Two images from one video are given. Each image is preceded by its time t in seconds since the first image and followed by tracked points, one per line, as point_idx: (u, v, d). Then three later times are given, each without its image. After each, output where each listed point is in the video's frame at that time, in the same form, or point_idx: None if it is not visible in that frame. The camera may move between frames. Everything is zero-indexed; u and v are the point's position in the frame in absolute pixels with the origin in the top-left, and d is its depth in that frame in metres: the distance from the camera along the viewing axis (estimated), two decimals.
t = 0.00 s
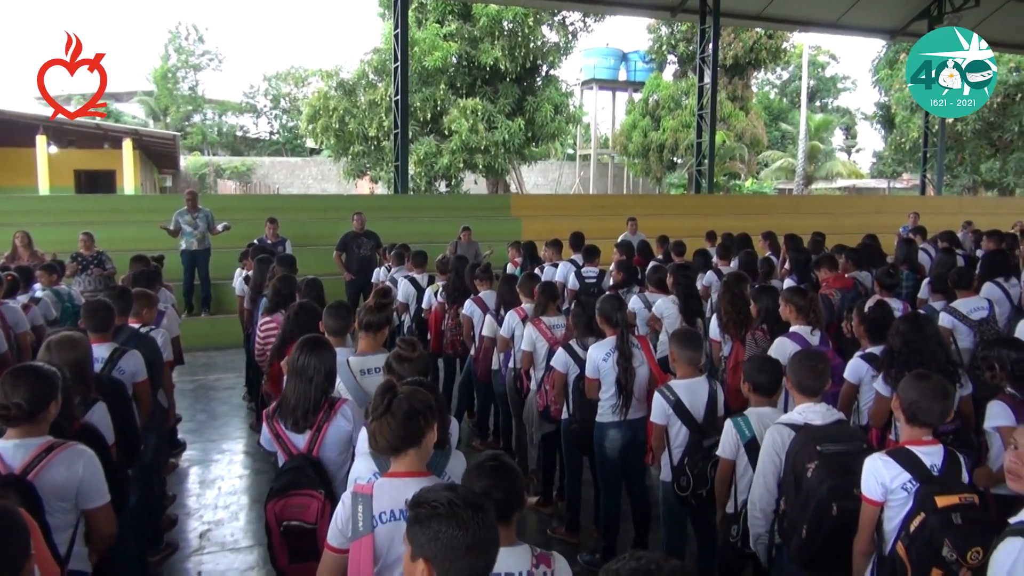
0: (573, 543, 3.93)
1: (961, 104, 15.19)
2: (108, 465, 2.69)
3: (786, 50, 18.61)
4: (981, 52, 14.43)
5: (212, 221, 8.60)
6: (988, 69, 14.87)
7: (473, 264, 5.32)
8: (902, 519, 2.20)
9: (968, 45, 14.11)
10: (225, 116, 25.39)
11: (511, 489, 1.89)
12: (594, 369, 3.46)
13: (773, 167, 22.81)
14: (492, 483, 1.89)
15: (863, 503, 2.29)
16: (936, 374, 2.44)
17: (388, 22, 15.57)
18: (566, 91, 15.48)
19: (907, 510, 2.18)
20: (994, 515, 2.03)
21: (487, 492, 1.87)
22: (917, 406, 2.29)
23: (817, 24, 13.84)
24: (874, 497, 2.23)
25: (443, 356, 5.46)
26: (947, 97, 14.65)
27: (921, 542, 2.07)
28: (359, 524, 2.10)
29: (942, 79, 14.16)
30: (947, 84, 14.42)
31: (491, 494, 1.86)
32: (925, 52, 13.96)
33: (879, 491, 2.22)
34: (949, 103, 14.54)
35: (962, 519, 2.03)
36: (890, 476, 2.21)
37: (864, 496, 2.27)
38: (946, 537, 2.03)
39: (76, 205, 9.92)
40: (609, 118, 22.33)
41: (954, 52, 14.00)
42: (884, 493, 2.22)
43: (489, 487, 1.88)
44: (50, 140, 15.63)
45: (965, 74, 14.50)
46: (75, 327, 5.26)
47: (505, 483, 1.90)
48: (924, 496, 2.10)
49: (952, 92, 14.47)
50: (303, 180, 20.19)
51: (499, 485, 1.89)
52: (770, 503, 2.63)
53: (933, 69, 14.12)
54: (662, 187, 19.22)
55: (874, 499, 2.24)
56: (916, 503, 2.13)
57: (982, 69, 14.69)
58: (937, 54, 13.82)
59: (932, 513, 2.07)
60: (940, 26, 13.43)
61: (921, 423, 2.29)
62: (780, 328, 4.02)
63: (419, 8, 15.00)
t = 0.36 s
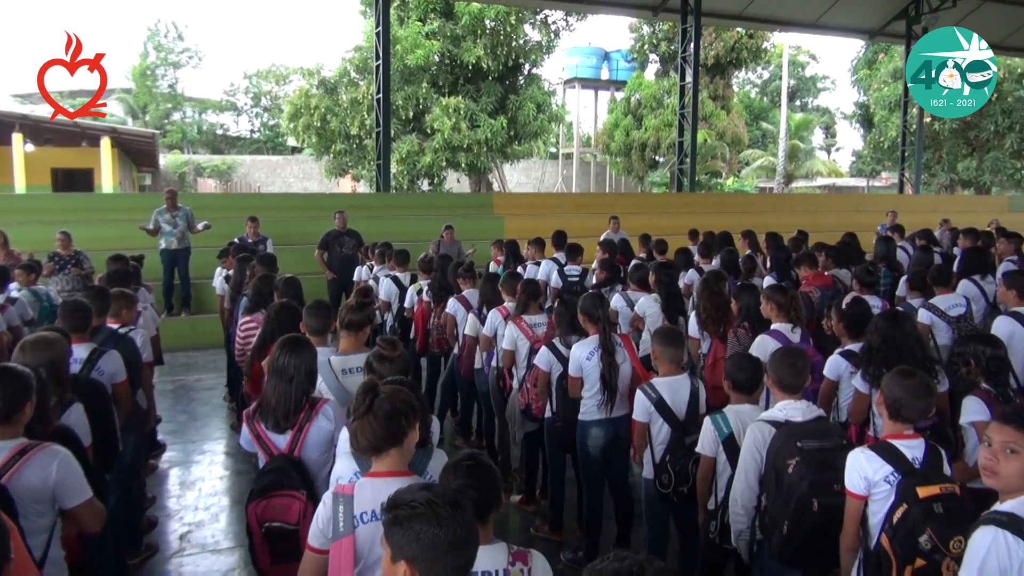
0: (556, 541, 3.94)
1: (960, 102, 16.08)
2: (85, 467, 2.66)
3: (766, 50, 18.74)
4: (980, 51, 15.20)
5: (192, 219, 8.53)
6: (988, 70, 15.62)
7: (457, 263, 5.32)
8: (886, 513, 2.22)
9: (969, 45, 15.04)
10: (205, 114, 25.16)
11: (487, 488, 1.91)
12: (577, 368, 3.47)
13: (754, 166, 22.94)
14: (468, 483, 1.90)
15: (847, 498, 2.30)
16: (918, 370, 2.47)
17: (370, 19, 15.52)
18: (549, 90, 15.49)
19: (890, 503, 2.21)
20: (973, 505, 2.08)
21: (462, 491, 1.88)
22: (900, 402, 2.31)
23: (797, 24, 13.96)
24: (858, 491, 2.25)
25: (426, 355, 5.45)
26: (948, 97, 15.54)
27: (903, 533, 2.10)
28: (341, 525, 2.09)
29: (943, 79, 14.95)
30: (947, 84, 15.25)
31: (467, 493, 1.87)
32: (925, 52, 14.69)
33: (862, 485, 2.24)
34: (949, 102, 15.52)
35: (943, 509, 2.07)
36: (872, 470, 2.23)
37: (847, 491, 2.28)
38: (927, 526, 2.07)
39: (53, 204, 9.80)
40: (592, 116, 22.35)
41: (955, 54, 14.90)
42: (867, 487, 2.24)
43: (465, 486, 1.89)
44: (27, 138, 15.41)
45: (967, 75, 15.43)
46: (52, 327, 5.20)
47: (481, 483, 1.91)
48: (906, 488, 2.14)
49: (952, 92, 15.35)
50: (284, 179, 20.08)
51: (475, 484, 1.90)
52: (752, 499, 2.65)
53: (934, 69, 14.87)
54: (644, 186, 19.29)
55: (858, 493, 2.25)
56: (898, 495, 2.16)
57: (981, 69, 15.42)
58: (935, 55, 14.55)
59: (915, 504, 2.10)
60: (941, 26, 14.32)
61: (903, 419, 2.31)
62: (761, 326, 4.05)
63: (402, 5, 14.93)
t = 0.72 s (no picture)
0: (540, 539, 3.94)
1: (961, 102, 16.79)
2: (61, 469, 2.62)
3: (747, 49, 18.87)
4: (980, 52, 15.75)
5: (171, 218, 8.45)
6: (989, 70, 16.17)
7: (439, 261, 5.31)
8: (870, 507, 2.24)
9: (970, 46, 15.69)
10: (185, 112, 24.97)
11: (467, 488, 1.91)
12: (560, 366, 3.47)
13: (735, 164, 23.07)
14: (447, 482, 1.90)
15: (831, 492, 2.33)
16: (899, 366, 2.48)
17: (351, 17, 15.45)
18: (531, 88, 15.49)
19: (874, 498, 2.23)
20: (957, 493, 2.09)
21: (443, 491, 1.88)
22: (883, 398, 2.33)
23: (778, 23, 14.06)
24: (842, 485, 2.28)
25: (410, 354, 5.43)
26: (947, 97, 16.58)
27: (888, 524, 2.12)
28: (321, 525, 2.08)
29: (942, 80, 15.99)
30: (947, 84, 16.31)
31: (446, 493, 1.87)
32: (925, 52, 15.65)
33: (847, 479, 2.27)
34: (949, 100, 16.51)
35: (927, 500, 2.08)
36: (857, 464, 2.26)
37: (832, 485, 2.31)
38: (913, 517, 2.08)
39: (29, 204, 9.68)
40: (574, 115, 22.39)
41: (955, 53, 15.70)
42: (851, 481, 2.27)
43: (445, 486, 1.89)
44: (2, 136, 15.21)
45: (967, 75, 16.14)
46: (27, 327, 5.13)
47: (461, 482, 1.91)
48: (889, 480, 2.17)
49: (953, 92, 16.44)
50: (266, 177, 19.97)
51: (455, 484, 1.90)
52: (735, 494, 2.66)
53: (934, 68, 15.84)
54: (626, 183, 19.36)
55: (842, 487, 2.28)
56: (882, 488, 2.18)
57: (982, 69, 16.03)
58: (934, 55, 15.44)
59: (899, 495, 2.12)
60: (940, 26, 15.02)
61: (885, 414, 2.33)
62: (742, 322, 4.08)
63: (383, 3, 14.86)
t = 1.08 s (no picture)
0: (522, 536, 3.95)
1: (961, 102, 16.97)
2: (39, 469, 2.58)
3: (728, 48, 18.97)
4: (980, 52, 16.27)
5: (150, 216, 8.36)
6: (988, 70, 16.72)
7: (422, 259, 5.30)
8: (851, 500, 2.26)
9: (971, 45, 16.06)
10: (164, 109, 24.72)
11: (449, 487, 1.90)
12: (541, 363, 3.48)
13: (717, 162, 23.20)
14: (430, 482, 1.90)
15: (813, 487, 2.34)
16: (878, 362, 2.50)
17: (333, 14, 15.37)
18: (514, 86, 15.49)
19: (855, 491, 2.25)
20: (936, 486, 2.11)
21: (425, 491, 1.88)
22: (863, 394, 2.34)
23: (759, 22, 14.13)
24: (823, 480, 2.29)
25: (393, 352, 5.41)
26: (948, 97, 16.66)
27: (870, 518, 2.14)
28: (302, 524, 2.06)
29: (942, 80, 16.02)
30: (947, 84, 16.34)
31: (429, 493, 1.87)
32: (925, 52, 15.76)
33: (827, 474, 2.28)
34: (948, 103, 16.67)
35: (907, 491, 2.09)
36: (837, 458, 2.27)
37: (813, 480, 2.32)
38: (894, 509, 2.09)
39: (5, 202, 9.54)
40: (557, 113, 22.40)
41: (959, 54, 15.95)
42: (832, 476, 2.28)
43: (428, 486, 1.89)
44: None
45: (969, 76, 16.49)
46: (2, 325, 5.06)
47: (443, 482, 1.90)
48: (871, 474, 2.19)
49: (953, 92, 16.46)
50: (247, 175, 19.85)
51: (437, 484, 1.90)
52: (719, 490, 2.67)
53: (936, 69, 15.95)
54: (609, 182, 19.43)
55: (823, 482, 2.29)
56: (863, 482, 2.20)
57: (981, 69, 16.54)
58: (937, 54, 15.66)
59: (881, 489, 2.15)
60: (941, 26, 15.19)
61: (864, 410, 2.34)
62: (723, 320, 4.11)
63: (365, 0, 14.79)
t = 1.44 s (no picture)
0: (505, 535, 3.95)
1: (960, 103, 17.19)
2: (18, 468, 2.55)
3: (710, 47, 19.06)
4: (980, 52, 16.61)
5: (129, 214, 8.27)
6: (989, 70, 16.94)
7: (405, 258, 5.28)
8: (825, 496, 2.29)
9: (971, 45, 16.33)
10: (144, 106, 24.43)
11: (433, 486, 1.90)
12: (523, 361, 3.48)
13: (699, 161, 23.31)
14: (414, 481, 1.89)
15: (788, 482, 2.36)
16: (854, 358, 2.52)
17: (314, 11, 15.27)
18: (496, 84, 15.47)
19: (829, 487, 2.28)
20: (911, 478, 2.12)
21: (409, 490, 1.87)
22: (838, 390, 2.36)
23: (740, 22, 14.22)
24: (797, 476, 2.31)
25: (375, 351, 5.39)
26: (948, 97, 16.80)
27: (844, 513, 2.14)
28: (282, 524, 2.06)
29: (943, 80, 16.06)
30: (947, 84, 16.44)
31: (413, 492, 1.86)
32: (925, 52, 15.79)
33: (802, 470, 2.30)
34: (950, 102, 16.82)
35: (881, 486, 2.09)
36: (812, 454, 2.29)
37: (788, 475, 2.34)
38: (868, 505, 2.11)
39: None
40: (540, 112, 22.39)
41: (961, 53, 16.17)
42: (806, 471, 2.30)
43: (412, 485, 1.88)
44: None
45: (968, 76, 16.68)
46: None
47: (428, 481, 1.90)
48: (845, 469, 2.20)
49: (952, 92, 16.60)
50: (227, 173, 19.70)
51: (422, 483, 1.89)
52: (700, 488, 2.68)
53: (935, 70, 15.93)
54: (592, 180, 19.48)
55: (798, 478, 2.31)
56: (838, 477, 2.22)
57: (981, 69, 16.77)
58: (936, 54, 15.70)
59: (854, 483, 2.14)
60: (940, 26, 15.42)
61: (839, 406, 2.37)
62: (704, 318, 4.13)
63: None
